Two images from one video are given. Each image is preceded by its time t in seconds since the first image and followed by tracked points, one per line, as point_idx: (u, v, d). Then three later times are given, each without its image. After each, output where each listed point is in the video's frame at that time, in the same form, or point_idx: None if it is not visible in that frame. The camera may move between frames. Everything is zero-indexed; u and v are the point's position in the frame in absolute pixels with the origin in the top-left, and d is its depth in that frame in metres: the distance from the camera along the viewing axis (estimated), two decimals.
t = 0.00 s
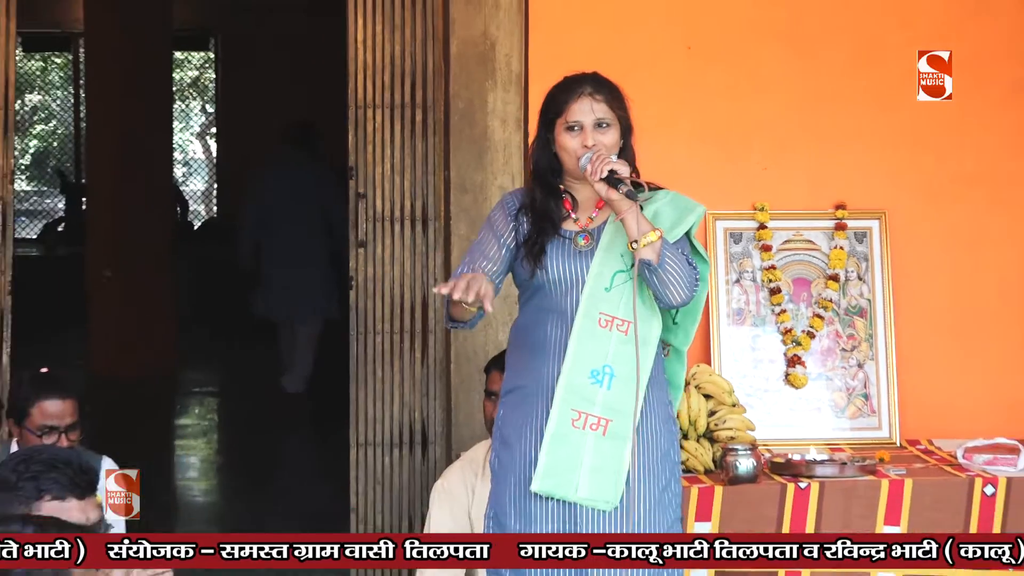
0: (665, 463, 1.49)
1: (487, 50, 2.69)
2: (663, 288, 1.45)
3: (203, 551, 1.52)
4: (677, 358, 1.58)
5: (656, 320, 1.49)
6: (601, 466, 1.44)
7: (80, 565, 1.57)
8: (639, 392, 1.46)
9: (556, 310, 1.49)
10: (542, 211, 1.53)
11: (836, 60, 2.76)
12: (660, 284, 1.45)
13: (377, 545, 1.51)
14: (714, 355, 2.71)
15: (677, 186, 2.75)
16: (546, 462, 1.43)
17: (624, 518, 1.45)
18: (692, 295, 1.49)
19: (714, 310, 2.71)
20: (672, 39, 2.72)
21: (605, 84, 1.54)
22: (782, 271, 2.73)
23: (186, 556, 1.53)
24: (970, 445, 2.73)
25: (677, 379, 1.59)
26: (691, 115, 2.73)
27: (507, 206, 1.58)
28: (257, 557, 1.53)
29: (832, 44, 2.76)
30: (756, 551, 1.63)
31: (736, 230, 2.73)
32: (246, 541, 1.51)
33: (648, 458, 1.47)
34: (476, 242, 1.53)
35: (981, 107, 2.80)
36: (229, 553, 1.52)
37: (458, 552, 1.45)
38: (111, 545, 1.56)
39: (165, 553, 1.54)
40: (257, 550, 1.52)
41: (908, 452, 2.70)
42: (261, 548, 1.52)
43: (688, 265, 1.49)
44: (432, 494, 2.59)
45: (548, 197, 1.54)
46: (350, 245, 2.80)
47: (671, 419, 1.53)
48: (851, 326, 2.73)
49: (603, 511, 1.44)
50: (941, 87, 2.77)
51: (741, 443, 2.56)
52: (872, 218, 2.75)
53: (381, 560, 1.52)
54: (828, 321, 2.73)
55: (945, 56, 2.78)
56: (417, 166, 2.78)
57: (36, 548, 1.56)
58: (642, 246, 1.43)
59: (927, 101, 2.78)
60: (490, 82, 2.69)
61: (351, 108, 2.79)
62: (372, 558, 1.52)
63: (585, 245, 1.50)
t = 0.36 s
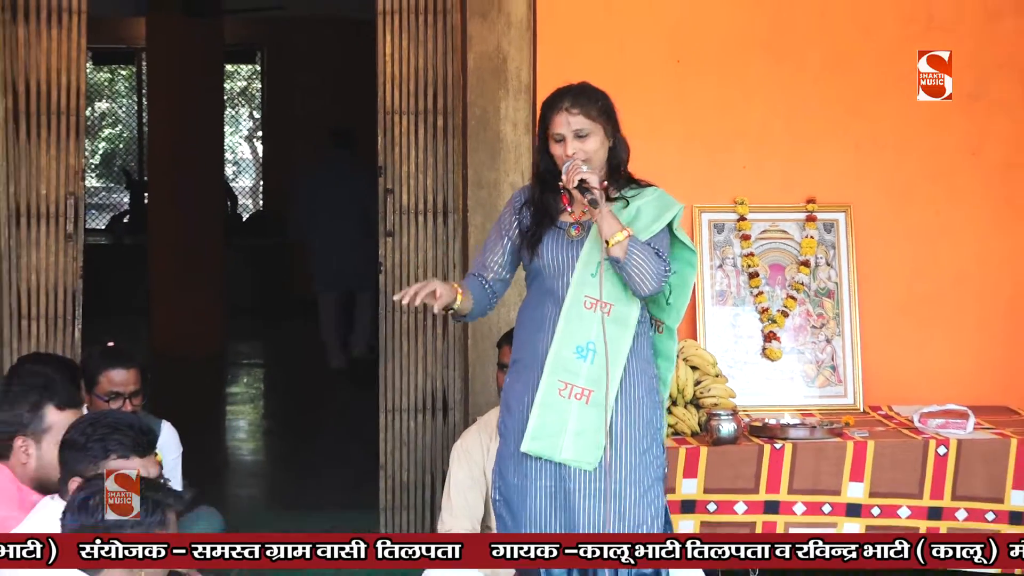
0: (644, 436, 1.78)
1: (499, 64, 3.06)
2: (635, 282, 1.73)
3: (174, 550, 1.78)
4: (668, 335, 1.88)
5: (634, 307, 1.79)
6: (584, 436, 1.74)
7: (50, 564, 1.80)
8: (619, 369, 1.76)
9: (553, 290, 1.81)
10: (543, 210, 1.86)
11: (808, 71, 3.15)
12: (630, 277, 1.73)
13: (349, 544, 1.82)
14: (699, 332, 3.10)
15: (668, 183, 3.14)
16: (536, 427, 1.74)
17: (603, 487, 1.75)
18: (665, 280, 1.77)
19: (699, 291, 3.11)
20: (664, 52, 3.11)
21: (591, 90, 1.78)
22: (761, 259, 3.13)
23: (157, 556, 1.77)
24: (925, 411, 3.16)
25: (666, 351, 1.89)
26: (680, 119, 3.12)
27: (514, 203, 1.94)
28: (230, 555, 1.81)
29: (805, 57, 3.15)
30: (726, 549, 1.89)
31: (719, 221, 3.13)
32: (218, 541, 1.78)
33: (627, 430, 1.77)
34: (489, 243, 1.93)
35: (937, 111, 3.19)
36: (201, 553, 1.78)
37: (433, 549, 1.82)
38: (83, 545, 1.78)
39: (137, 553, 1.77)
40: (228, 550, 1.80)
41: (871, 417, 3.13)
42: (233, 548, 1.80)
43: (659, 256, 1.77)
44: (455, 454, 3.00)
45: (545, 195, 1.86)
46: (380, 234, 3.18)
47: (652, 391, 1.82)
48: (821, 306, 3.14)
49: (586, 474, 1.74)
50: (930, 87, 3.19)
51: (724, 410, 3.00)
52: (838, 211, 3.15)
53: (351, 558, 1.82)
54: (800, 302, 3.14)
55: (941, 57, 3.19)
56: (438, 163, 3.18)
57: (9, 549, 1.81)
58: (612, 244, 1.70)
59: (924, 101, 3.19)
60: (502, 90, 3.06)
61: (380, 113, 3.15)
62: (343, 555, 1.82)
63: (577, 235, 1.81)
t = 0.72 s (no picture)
0: (633, 409, 2.12)
1: (508, 72, 3.43)
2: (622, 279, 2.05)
3: (149, 549, 1.69)
4: (660, 316, 2.23)
5: (626, 297, 2.12)
6: (579, 409, 2.09)
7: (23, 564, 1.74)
8: (610, 350, 2.10)
9: (557, 279, 2.16)
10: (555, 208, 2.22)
11: (785, 80, 3.56)
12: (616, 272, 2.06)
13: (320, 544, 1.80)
14: (690, 312, 3.53)
15: (661, 178, 3.56)
16: (539, 400, 2.10)
17: (597, 454, 2.08)
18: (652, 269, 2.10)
19: (690, 276, 3.53)
20: (658, 63, 3.52)
21: (577, 101, 2.10)
22: (744, 249, 3.57)
23: (129, 555, 1.70)
24: (892, 385, 3.55)
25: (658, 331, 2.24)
26: (670, 125, 3.54)
27: (525, 197, 2.30)
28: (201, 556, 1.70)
29: (782, 68, 3.56)
30: (703, 551, 1.94)
31: (708, 214, 3.56)
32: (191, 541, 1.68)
33: (618, 404, 2.10)
34: (504, 235, 2.33)
35: (899, 116, 3.60)
36: (172, 553, 1.68)
37: (401, 553, 1.87)
38: (54, 545, 1.71)
39: (110, 554, 1.71)
40: (199, 550, 1.69)
41: (843, 389, 3.53)
42: (203, 547, 1.69)
43: (643, 246, 2.10)
44: (471, 420, 3.43)
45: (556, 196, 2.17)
46: (402, 225, 3.52)
47: (648, 366, 2.17)
48: (798, 290, 3.56)
49: (581, 442, 2.09)
50: (930, 88, 3.60)
51: (712, 383, 3.39)
52: (814, 205, 3.58)
53: (323, 558, 1.80)
54: (780, 286, 3.56)
55: (939, 56, 3.59)
56: (455, 162, 3.53)
57: None
58: (598, 242, 2.04)
59: (924, 100, 3.61)
60: (513, 96, 3.43)
61: (403, 116, 3.50)
62: (313, 554, 1.80)
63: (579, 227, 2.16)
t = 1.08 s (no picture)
0: (639, 384, 2.61)
1: (519, 76, 3.79)
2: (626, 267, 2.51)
3: (119, 549, 2.08)
4: (658, 296, 2.71)
5: (629, 279, 2.58)
6: (590, 384, 2.56)
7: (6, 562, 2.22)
8: (617, 330, 2.57)
9: (566, 266, 2.64)
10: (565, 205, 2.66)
11: (770, 84, 3.96)
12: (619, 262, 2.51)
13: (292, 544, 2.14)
14: (683, 295, 3.93)
15: (658, 172, 3.95)
16: (554, 375, 2.57)
17: (608, 424, 2.58)
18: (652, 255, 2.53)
19: (684, 262, 3.94)
20: (655, 69, 3.91)
21: (571, 109, 2.50)
22: (732, 237, 3.99)
23: (100, 555, 2.08)
24: (866, 360, 3.94)
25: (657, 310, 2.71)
26: (666, 125, 3.93)
27: (534, 196, 2.75)
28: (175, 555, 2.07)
29: (767, 73, 3.96)
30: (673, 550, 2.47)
31: (699, 205, 3.97)
32: (159, 542, 2.06)
33: (625, 380, 2.59)
34: (519, 228, 2.75)
35: (872, 117, 4.01)
36: (143, 552, 2.06)
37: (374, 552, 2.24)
38: (28, 545, 2.19)
39: (81, 554, 2.09)
40: (171, 550, 2.07)
41: (822, 363, 3.92)
42: (175, 548, 2.07)
43: (643, 236, 2.52)
44: (482, 392, 3.83)
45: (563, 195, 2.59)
46: (422, 215, 3.88)
47: (649, 342, 2.66)
48: (781, 274, 3.97)
49: (593, 414, 2.57)
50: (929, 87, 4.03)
51: (702, 358, 3.76)
52: (796, 196, 3.98)
53: (296, 556, 2.15)
54: (765, 271, 3.97)
55: (943, 56, 4.02)
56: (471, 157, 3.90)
57: None
58: (602, 236, 2.46)
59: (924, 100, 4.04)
60: (523, 98, 3.80)
61: (423, 116, 3.85)
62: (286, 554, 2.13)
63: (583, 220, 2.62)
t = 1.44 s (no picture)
0: (639, 363, 3.01)
1: (531, 85, 4.19)
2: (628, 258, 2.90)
3: (89, 549, 2.16)
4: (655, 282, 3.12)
5: (630, 268, 2.98)
6: (596, 363, 2.96)
7: None
8: (620, 314, 2.96)
9: (572, 255, 3.05)
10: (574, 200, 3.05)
11: (758, 90, 4.36)
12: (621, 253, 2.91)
13: (264, 545, 2.10)
14: (679, 283, 4.35)
15: (656, 170, 4.36)
16: (564, 356, 2.97)
17: (612, 399, 2.97)
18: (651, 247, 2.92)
19: (679, 253, 4.35)
20: (653, 76, 4.31)
21: (578, 115, 2.90)
22: (723, 230, 4.40)
23: (73, 554, 2.17)
24: (845, 342, 4.35)
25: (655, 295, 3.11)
26: (663, 128, 4.34)
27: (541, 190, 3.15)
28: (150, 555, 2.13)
29: (756, 81, 4.36)
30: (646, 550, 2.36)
31: (693, 201, 4.37)
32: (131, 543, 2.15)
33: (627, 360, 2.99)
34: (527, 218, 3.16)
35: (851, 120, 4.42)
36: (115, 552, 2.17)
37: (348, 552, 2.17)
38: None
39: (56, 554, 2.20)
40: (144, 551, 2.14)
41: (804, 344, 4.34)
42: (151, 548, 2.13)
43: (643, 229, 2.90)
44: (495, 370, 4.21)
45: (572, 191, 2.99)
46: (443, 211, 4.30)
47: (649, 326, 3.06)
48: (767, 264, 4.39)
49: (599, 390, 2.97)
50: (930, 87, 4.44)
51: (695, 339, 4.15)
52: (780, 193, 4.40)
53: (267, 558, 2.10)
54: (753, 261, 4.38)
55: (944, 55, 4.43)
56: (487, 158, 4.32)
57: None
58: (606, 228, 2.85)
59: (925, 99, 4.44)
60: (534, 105, 4.20)
61: (444, 122, 4.26)
62: (257, 555, 2.10)
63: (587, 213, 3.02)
